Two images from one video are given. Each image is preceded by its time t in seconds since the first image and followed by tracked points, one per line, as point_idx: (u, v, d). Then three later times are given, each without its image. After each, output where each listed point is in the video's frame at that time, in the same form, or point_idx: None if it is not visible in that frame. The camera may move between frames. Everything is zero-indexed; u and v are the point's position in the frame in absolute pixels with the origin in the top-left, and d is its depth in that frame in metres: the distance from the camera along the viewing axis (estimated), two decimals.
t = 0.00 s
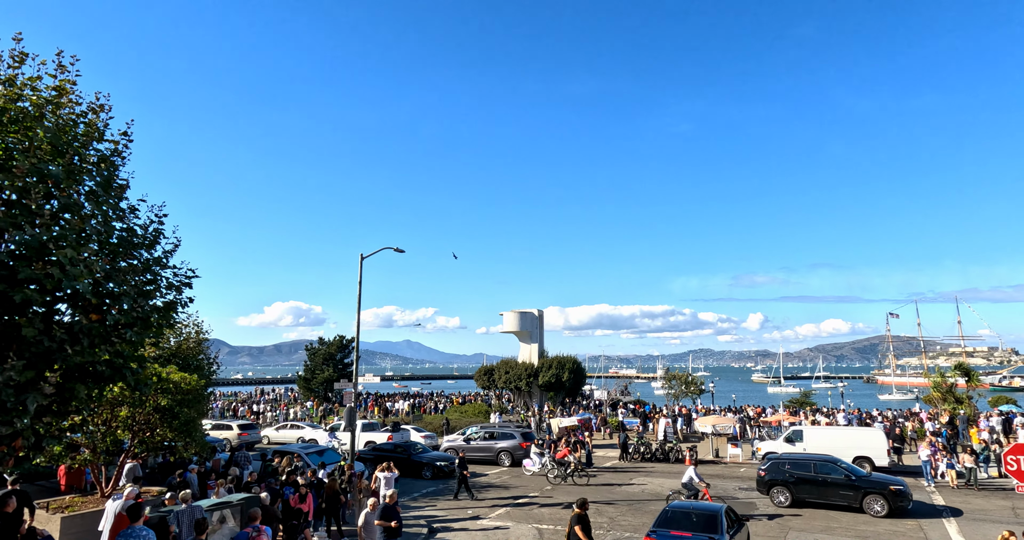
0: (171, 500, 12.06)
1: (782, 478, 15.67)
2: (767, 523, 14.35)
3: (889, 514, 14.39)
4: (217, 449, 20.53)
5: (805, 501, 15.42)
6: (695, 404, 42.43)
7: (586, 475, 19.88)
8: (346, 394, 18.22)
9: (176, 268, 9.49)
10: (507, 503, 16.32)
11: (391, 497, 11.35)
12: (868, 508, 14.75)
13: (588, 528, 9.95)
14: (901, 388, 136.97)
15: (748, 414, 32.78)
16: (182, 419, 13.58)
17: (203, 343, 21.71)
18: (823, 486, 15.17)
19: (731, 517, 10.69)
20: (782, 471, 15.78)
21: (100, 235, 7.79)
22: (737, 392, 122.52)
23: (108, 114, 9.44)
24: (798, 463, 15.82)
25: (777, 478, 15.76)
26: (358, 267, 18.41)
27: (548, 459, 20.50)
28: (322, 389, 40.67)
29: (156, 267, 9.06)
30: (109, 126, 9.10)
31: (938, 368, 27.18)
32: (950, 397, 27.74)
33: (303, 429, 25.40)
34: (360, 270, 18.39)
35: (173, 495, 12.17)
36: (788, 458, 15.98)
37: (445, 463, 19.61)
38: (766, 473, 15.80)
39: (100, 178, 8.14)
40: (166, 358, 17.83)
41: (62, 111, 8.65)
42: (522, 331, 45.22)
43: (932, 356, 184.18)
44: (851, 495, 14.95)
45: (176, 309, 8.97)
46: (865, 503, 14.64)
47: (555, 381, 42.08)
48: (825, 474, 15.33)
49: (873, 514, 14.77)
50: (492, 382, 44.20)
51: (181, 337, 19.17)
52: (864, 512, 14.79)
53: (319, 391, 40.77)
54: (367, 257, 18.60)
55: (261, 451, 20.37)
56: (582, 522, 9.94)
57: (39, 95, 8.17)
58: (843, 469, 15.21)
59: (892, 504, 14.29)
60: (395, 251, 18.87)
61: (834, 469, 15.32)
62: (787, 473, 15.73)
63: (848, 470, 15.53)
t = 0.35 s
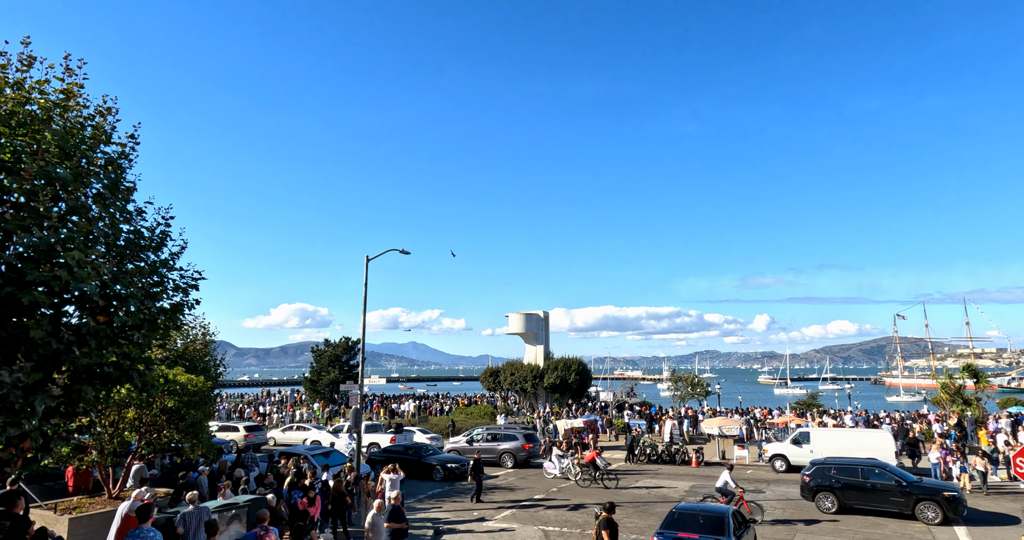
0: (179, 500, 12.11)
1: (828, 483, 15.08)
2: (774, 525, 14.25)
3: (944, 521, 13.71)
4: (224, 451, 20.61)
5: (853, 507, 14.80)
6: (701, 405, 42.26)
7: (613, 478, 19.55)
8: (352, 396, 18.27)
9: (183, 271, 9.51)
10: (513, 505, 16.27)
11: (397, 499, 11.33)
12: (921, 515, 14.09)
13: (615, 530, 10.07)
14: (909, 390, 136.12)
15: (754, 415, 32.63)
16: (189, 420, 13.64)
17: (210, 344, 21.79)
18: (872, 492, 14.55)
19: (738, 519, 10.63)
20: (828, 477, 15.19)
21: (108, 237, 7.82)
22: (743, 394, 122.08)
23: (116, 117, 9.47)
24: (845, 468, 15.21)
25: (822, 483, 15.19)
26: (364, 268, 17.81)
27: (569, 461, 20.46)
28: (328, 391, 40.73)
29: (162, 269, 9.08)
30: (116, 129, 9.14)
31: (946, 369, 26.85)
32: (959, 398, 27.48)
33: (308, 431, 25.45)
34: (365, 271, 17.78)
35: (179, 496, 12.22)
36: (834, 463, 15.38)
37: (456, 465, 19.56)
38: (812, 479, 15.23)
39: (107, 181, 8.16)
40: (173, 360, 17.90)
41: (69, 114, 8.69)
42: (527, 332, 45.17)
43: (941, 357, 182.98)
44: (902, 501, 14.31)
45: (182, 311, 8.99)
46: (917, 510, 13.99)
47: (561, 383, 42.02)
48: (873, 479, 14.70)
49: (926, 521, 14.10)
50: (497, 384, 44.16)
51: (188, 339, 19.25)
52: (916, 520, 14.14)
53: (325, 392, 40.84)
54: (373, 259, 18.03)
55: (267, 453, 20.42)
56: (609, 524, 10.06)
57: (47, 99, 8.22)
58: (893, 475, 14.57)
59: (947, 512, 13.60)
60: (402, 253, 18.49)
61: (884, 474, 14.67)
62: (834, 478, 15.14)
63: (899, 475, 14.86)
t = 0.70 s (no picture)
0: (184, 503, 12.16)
1: (883, 490, 14.39)
2: (781, 528, 14.12)
3: (1012, 531, 12.79)
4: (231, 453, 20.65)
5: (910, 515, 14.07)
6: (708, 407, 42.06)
7: (643, 481, 18.98)
8: (358, 397, 18.29)
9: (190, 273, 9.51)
10: (519, 508, 16.22)
11: (404, 501, 11.30)
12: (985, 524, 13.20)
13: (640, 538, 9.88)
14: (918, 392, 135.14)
15: (761, 417, 32.47)
16: (196, 422, 13.67)
17: (216, 346, 21.86)
18: (931, 500, 13.78)
19: (745, 521, 10.55)
20: (883, 483, 14.50)
21: (115, 239, 7.85)
22: (750, 396, 121.48)
23: (123, 120, 9.51)
24: (902, 474, 14.46)
25: (876, 490, 14.52)
26: (371, 271, 18.36)
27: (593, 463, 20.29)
28: (335, 393, 40.79)
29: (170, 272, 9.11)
30: (124, 132, 9.17)
31: (954, 371, 26.57)
32: (968, 400, 27.22)
33: (315, 433, 25.51)
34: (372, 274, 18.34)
35: (186, 498, 12.26)
36: (890, 469, 14.66)
37: (465, 468, 19.53)
38: (865, 485, 14.57)
39: (115, 185, 8.20)
40: (181, 362, 17.97)
41: (78, 118, 8.73)
42: (533, 334, 45.13)
43: (949, 359, 181.74)
44: (963, 509, 13.45)
45: (190, 314, 9.02)
46: (981, 518, 13.11)
47: (567, 385, 41.94)
48: (931, 486, 13.92)
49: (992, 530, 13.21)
50: (503, 386, 44.15)
51: (196, 341, 19.34)
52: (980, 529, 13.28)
53: (332, 394, 40.90)
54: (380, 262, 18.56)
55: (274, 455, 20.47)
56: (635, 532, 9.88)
57: (56, 102, 8.26)
58: (953, 481, 13.72)
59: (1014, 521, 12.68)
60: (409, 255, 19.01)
61: (943, 481, 13.88)
62: (889, 485, 14.42)
63: (961, 481, 13.99)
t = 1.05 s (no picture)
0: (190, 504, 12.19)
1: (950, 499, 13.38)
2: (786, 529, 14.06)
3: None
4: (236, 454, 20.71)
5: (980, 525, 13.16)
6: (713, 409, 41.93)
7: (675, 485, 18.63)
8: (362, 399, 18.35)
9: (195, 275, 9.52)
10: (524, 509, 16.20)
11: (409, 502, 11.30)
12: None
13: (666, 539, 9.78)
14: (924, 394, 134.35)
15: (767, 419, 32.35)
16: (201, 424, 13.71)
17: (222, 348, 21.94)
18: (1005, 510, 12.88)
19: (751, 523, 10.49)
20: (949, 491, 13.49)
21: (122, 242, 7.87)
22: (755, 398, 121.04)
23: (130, 123, 9.55)
24: (968, 482, 13.51)
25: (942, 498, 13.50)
26: (375, 272, 18.92)
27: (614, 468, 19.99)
28: (339, 394, 40.88)
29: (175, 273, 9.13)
30: (131, 135, 9.21)
31: (961, 373, 26.39)
32: (975, 402, 27.03)
33: (319, 434, 25.55)
34: (376, 275, 18.91)
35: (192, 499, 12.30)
36: (954, 475, 13.66)
37: (471, 469, 19.54)
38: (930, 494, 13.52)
39: (121, 187, 8.23)
40: (186, 363, 18.04)
41: (85, 121, 8.77)
42: (537, 336, 45.11)
43: (956, 360, 180.80)
44: None
45: (195, 316, 9.05)
46: None
47: (571, 386, 41.86)
48: (1003, 495, 13.02)
49: None
50: (507, 387, 44.16)
51: (201, 343, 19.41)
52: None
53: (336, 395, 40.98)
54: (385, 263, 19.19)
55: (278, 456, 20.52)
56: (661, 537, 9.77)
57: (63, 106, 8.31)
58: None
59: None
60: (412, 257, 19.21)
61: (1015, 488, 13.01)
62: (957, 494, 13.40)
63: None
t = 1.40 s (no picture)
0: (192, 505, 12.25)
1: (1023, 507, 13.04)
2: (789, 532, 14.01)
3: None
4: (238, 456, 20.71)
5: None
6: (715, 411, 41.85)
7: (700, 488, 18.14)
8: (365, 400, 18.36)
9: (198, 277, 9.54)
10: (526, 511, 16.18)
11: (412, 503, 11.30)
12: None
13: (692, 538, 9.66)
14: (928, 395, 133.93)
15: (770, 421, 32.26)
16: (204, 425, 13.71)
17: (224, 349, 21.94)
18: None
19: (755, 526, 10.45)
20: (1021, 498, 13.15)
21: (125, 244, 7.88)
22: (757, 400, 120.79)
23: (133, 125, 9.56)
24: None
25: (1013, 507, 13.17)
26: (375, 274, 18.33)
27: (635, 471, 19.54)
28: (342, 396, 40.88)
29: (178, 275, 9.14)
30: (134, 137, 9.23)
31: (964, 375, 26.24)
32: (978, 404, 26.89)
33: (321, 436, 25.56)
34: (377, 276, 18.31)
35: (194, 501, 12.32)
36: None
37: (473, 471, 19.51)
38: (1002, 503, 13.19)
39: (124, 189, 8.24)
40: (189, 365, 18.06)
41: (88, 124, 8.79)
42: (539, 337, 45.11)
43: (959, 362, 180.14)
44: None
45: (198, 317, 9.06)
46: None
47: (573, 388, 41.80)
48: None
49: None
50: (509, 389, 44.13)
51: (204, 344, 19.43)
52: None
53: (338, 397, 40.98)
54: (386, 265, 18.51)
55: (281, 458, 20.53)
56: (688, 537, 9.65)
57: (66, 108, 8.33)
58: None
59: None
60: (417, 258, 18.86)
61: None
62: None
63: None
